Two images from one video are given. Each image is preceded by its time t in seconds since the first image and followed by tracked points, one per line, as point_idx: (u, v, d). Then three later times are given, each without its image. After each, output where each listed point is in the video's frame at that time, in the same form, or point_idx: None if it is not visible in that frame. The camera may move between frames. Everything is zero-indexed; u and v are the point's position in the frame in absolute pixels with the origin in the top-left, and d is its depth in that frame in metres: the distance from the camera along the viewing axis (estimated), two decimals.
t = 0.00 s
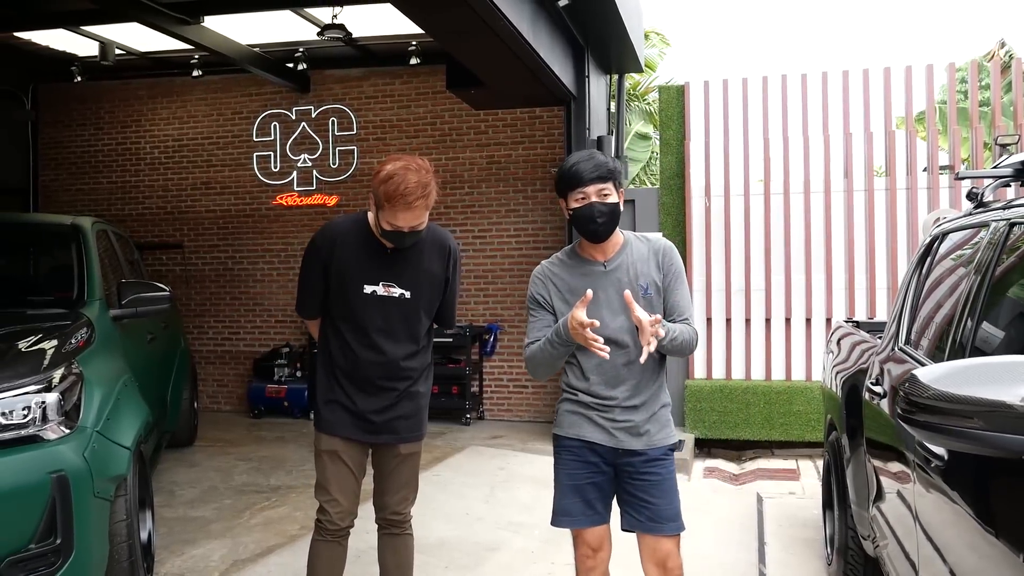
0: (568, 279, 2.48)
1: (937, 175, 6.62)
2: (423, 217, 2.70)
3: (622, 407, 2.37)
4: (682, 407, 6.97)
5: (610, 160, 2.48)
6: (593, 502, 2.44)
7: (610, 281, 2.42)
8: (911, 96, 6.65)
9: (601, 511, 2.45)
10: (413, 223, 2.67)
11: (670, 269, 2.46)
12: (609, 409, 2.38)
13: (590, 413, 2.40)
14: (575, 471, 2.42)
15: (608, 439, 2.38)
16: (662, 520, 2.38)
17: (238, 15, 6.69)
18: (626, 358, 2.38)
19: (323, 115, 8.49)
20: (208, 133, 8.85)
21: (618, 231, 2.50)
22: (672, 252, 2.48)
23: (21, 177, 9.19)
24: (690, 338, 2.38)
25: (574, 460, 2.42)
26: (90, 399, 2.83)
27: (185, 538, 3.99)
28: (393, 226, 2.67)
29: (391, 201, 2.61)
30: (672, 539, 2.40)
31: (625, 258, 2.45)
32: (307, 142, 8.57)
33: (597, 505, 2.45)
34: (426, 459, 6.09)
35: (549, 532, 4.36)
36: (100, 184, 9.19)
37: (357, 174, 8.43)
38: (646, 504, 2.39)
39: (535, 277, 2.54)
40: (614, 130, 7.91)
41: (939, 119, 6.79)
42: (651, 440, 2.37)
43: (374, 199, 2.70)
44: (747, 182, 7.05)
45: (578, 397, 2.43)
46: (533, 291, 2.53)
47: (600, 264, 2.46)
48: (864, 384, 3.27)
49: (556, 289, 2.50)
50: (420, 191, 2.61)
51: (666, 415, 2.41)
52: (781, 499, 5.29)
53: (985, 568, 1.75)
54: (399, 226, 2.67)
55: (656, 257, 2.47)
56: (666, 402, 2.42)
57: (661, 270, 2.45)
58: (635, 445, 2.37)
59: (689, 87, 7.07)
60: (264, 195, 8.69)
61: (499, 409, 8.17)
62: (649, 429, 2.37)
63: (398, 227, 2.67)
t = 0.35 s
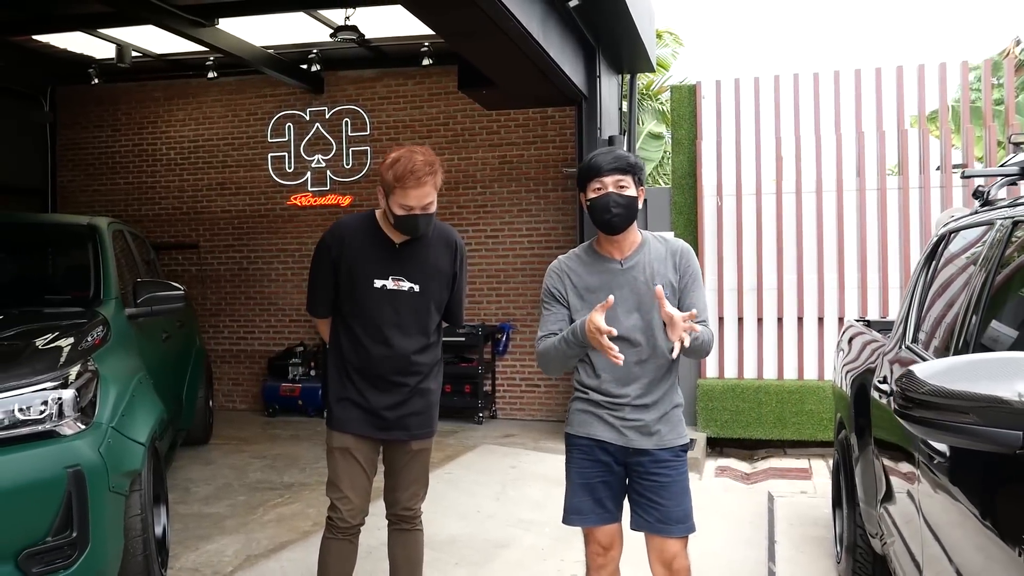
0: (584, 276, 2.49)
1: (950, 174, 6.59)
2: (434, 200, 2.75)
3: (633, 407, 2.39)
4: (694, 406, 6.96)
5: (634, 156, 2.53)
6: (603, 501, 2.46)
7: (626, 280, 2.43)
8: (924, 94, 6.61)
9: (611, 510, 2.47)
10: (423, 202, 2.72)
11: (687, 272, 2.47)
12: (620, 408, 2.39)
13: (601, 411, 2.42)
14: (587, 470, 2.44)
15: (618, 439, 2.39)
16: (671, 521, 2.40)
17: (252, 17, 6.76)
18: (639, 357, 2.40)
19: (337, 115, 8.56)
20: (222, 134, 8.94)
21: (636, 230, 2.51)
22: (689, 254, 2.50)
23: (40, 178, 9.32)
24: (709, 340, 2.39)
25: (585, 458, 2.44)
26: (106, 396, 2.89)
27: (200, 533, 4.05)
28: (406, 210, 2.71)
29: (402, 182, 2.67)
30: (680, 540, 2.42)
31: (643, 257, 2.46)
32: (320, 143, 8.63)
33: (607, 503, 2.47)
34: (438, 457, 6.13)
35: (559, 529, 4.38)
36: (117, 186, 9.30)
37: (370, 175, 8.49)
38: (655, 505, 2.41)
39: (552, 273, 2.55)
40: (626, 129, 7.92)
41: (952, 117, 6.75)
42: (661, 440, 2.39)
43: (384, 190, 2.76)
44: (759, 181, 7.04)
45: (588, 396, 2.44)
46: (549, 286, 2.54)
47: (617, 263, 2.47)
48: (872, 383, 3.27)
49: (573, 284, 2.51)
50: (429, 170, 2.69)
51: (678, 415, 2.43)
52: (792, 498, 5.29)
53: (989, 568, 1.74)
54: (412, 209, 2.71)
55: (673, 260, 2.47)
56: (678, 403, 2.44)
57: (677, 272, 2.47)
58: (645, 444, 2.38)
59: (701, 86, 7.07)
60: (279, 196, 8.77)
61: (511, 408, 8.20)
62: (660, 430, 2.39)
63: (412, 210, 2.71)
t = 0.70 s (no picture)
0: (615, 271, 2.50)
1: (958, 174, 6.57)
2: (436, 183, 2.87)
3: (660, 408, 2.39)
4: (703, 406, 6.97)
5: (665, 160, 2.47)
6: (626, 505, 2.49)
7: (656, 278, 2.43)
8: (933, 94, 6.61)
9: (634, 514, 2.49)
10: (427, 178, 2.83)
11: (718, 276, 2.47)
12: (645, 411, 2.40)
13: (627, 414, 2.43)
14: (612, 472, 2.46)
15: (644, 441, 2.40)
16: (698, 526, 2.39)
17: (263, 20, 6.83)
18: (666, 357, 2.40)
19: (348, 117, 8.62)
20: (235, 135, 9.02)
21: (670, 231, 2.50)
22: (723, 258, 2.49)
23: (55, 180, 9.44)
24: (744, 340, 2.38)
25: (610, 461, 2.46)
26: (119, 393, 2.95)
27: (212, 530, 4.11)
28: (410, 186, 2.81)
29: (405, 160, 2.82)
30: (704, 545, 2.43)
31: (675, 257, 2.46)
32: (331, 144, 8.70)
33: (630, 507, 2.49)
34: (447, 456, 6.18)
35: (565, 527, 4.42)
36: (131, 187, 9.41)
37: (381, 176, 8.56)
38: (682, 509, 2.42)
39: (583, 266, 2.57)
40: (634, 130, 7.94)
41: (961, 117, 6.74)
42: (689, 442, 2.39)
43: (386, 181, 2.88)
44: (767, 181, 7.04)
45: (614, 398, 2.46)
46: (581, 279, 2.54)
47: (647, 261, 2.47)
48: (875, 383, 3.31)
49: (603, 279, 2.52)
50: (429, 150, 2.86)
51: (706, 415, 2.43)
52: (799, 497, 5.31)
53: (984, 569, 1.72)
54: (417, 186, 2.81)
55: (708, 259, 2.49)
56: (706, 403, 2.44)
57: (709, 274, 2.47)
58: (671, 446, 2.39)
59: (709, 86, 7.08)
60: (290, 197, 8.85)
61: (521, 407, 8.23)
62: (687, 431, 2.39)
63: (416, 187, 2.82)
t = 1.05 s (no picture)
0: (638, 271, 2.45)
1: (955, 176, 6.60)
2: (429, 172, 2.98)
3: (675, 409, 2.34)
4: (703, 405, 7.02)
5: (670, 168, 2.36)
6: (641, 502, 2.36)
7: (674, 284, 2.37)
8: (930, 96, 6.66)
9: (648, 513, 2.36)
10: (421, 167, 2.94)
11: (740, 290, 2.37)
12: (661, 411, 2.36)
13: (643, 413, 2.40)
14: (628, 467, 2.37)
15: (658, 441, 2.35)
16: (708, 529, 2.36)
17: (268, 24, 6.91)
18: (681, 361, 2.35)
19: (351, 119, 8.70)
20: (239, 136, 9.10)
21: (693, 238, 2.40)
22: (751, 270, 2.38)
23: (62, 181, 9.53)
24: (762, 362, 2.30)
25: (629, 457, 2.38)
26: (125, 390, 3.02)
27: (216, 526, 4.18)
28: (404, 174, 2.92)
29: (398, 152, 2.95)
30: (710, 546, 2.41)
31: (695, 264, 2.37)
32: (335, 145, 8.77)
33: (644, 506, 2.37)
34: (449, 454, 6.24)
35: (564, 524, 4.48)
36: (137, 188, 9.49)
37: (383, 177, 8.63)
38: (694, 510, 2.38)
39: (612, 259, 2.52)
40: (635, 132, 8.01)
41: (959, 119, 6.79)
42: (704, 445, 2.33)
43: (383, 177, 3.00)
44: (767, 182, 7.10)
45: (632, 397, 2.43)
46: (608, 272, 2.49)
47: (667, 265, 2.41)
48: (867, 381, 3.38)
49: (625, 277, 2.47)
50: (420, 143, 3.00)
51: (724, 420, 2.36)
52: (796, 495, 5.37)
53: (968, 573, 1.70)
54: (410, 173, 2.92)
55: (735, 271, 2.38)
56: (725, 408, 2.37)
57: (731, 287, 2.37)
58: (686, 449, 2.33)
59: (709, 88, 7.13)
60: (294, 198, 8.93)
61: (522, 406, 8.30)
62: (702, 434, 2.32)
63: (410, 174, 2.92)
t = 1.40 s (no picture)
0: (636, 271, 2.48)
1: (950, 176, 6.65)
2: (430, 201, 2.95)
3: (682, 411, 2.38)
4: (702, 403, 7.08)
5: (668, 165, 2.39)
6: (659, 504, 2.41)
7: (666, 287, 2.38)
8: (928, 97, 6.71)
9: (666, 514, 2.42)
10: (421, 205, 2.92)
11: (731, 294, 2.34)
12: (667, 412, 2.40)
13: (650, 415, 2.43)
14: (642, 469, 2.41)
15: (665, 444, 2.39)
16: (712, 528, 2.42)
17: (271, 25, 6.98)
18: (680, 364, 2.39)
19: (354, 119, 8.77)
20: (242, 136, 9.17)
21: (689, 239, 2.40)
22: (746, 271, 2.34)
23: (67, 181, 9.60)
24: (751, 369, 2.26)
25: (640, 459, 2.42)
26: (134, 386, 3.09)
27: (222, 520, 4.25)
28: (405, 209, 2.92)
29: (401, 185, 2.89)
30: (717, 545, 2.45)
31: (689, 266, 2.38)
32: (337, 145, 8.84)
33: (662, 507, 2.42)
34: (451, 452, 6.30)
35: (564, 520, 4.54)
36: (141, 188, 9.57)
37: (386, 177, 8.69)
38: (700, 510, 2.43)
39: (615, 259, 2.56)
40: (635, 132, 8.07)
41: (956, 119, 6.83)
42: (711, 447, 2.37)
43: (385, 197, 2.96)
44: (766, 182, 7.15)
45: (638, 399, 2.47)
46: (609, 275, 2.54)
47: (663, 266, 2.42)
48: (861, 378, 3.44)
49: (623, 280, 2.51)
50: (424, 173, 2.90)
51: (730, 421, 2.40)
52: (794, 493, 5.43)
53: (954, 560, 1.74)
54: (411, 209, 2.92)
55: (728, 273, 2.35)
56: (731, 409, 2.40)
57: (722, 290, 2.34)
58: (694, 451, 2.37)
59: (709, 89, 7.19)
60: (297, 197, 9.00)
61: (523, 404, 8.36)
62: (709, 436, 2.36)
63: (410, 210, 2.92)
